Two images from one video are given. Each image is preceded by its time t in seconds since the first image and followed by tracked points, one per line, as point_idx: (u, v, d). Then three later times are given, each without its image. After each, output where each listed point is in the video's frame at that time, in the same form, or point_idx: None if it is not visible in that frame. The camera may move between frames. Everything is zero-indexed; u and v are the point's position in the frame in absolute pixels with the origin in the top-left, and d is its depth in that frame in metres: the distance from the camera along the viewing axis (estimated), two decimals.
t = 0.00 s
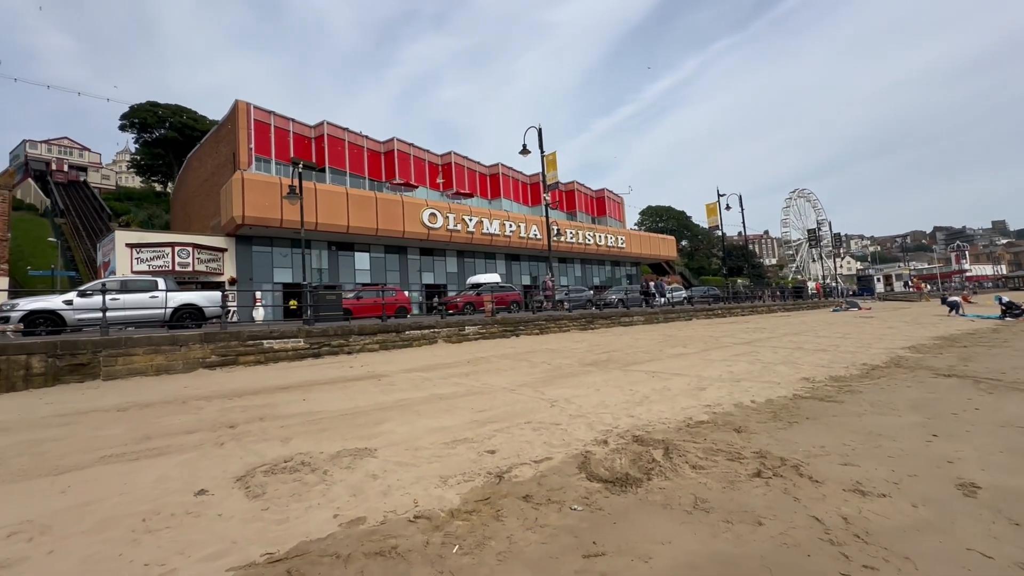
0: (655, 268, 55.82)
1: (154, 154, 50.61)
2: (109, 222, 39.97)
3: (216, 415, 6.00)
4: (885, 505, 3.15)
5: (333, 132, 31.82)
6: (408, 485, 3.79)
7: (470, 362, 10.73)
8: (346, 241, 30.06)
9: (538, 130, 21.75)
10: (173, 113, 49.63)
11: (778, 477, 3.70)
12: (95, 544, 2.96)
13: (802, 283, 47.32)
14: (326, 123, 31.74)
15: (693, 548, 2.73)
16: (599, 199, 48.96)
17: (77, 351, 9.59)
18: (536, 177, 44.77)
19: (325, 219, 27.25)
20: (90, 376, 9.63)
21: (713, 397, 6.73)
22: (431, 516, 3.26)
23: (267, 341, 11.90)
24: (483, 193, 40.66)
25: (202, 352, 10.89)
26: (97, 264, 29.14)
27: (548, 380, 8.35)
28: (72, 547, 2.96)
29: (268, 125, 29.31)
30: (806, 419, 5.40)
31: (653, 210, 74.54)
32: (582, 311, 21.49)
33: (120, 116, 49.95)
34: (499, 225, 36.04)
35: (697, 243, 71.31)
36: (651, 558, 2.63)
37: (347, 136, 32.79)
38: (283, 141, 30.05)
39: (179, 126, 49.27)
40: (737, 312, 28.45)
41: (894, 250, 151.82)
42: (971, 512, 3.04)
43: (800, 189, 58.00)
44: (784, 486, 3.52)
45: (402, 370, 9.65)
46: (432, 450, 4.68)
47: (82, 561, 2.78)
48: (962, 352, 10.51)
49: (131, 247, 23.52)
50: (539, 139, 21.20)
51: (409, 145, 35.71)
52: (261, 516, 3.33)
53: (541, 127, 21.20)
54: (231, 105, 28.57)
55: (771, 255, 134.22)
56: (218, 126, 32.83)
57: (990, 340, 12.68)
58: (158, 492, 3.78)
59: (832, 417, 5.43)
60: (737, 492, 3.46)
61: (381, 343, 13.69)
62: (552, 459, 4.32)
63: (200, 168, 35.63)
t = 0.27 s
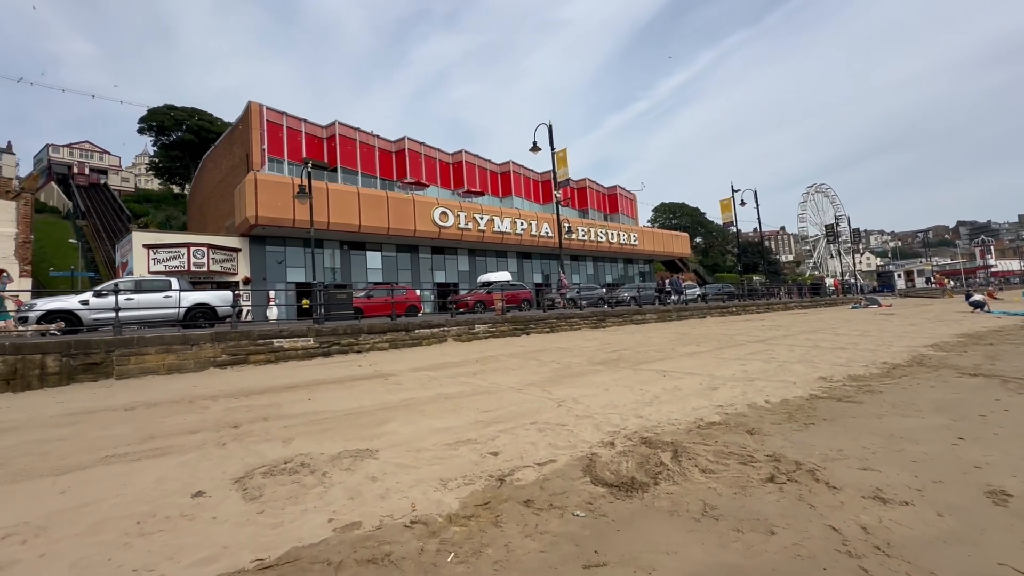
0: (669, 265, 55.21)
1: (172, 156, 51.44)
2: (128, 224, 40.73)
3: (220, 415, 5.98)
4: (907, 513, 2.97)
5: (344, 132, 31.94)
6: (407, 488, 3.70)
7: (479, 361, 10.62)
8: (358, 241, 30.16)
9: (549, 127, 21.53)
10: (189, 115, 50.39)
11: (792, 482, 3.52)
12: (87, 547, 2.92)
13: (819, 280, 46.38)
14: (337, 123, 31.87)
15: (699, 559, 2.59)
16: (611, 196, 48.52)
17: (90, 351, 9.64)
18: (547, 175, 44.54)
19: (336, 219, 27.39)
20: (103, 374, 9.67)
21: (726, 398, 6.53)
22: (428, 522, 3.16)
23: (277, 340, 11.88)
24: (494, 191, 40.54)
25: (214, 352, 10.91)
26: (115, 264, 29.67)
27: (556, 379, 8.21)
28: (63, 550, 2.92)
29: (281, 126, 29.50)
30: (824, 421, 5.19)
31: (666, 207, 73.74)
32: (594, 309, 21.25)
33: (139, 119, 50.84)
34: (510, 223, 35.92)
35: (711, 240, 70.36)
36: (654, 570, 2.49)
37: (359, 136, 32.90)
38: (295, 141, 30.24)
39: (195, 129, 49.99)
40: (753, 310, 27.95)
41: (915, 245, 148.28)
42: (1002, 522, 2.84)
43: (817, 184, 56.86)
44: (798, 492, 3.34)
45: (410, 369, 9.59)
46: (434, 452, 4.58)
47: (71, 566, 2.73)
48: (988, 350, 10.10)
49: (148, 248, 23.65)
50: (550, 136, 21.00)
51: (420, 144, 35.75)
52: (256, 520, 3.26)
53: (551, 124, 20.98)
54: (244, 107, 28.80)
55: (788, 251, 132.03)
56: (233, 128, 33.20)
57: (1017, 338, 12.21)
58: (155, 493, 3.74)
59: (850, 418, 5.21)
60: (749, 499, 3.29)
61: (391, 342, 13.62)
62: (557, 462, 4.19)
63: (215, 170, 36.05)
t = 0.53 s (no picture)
0: (683, 262, 54.49)
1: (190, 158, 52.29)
2: (148, 225, 41.52)
3: (227, 415, 5.98)
4: (934, 526, 2.77)
5: (357, 131, 32.03)
6: (406, 493, 3.60)
7: (488, 360, 10.52)
8: (371, 239, 30.24)
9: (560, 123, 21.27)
10: (206, 118, 51.15)
11: (809, 490, 3.34)
12: (79, 552, 2.88)
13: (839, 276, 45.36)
14: (350, 122, 31.96)
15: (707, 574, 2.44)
16: (624, 192, 47.99)
17: (105, 350, 9.65)
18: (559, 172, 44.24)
19: (349, 218, 27.50)
20: (118, 374, 9.65)
21: (740, 398, 6.32)
22: (425, 529, 3.05)
23: (288, 339, 11.81)
24: (506, 189, 40.41)
25: (226, 351, 10.76)
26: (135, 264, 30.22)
27: (565, 379, 8.07)
28: (57, 555, 2.88)
29: (294, 126, 29.68)
30: (843, 424, 4.96)
31: (681, 203, 72.80)
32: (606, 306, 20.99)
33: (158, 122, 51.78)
34: (523, 221, 35.76)
35: (727, 236, 69.29)
36: None
37: (371, 135, 32.98)
38: (308, 141, 30.40)
39: (212, 131, 50.77)
40: (770, 307, 27.37)
41: (939, 240, 144.27)
42: None
43: (836, 178, 55.60)
44: (816, 502, 3.16)
45: (418, 368, 9.52)
46: (437, 454, 4.48)
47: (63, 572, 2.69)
48: (1018, 349, 9.67)
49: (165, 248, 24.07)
50: (561, 132, 20.78)
51: (431, 142, 35.76)
52: (251, 524, 3.19)
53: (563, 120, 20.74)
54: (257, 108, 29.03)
55: (806, 247, 129.55)
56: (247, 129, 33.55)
57: None
58: (155, 495, 3.71)
59: (871, 421, 4.98)
60: (761, 508, 3.13)
61: (401, 340, 13.51)
62: (561, 467, 4.07)
63: (231, 171, 36.49)
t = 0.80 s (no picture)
0: (699, 259, 53.72)
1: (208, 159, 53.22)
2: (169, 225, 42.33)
3: (235, 413, 5.99)
4: (960, 537, 2.60)
5: (370, 130, 32.15)
6: (407, 495, 3.53)
7: (498, 358, 10.43)
8: (384, 238, 30.33)
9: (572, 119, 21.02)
10: (224, 119, 51.99)
11: (824, 496, 3.18)
12: (77, 552, 2.87)
13: (860, 272, 44.26)
14: (363, 122, 32.09)
15: None
16: (638, 188, 47.44)
17: (122, 348, 9.49)
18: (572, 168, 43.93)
19: (362, 217, 27.60)
20: (135, 372, 9.56)
21: (755, 398, 6.13)
22: (424, 532, 2.98)
23: (301, 337, 11.68)
24: (519, 186, 40.27)
25: (239, 349, 10.61)
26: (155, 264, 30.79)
27: (575, 378, 7.93)
28: (56, 554, 2.87)
29: (308, 127, 29.89)
30: (862, 425, 4.76)
31: (697, 198, 71.78)
32: (620, 304, 20.73)
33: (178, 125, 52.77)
34: (535, 218, 35.56)
35: (744, 232, 68.12)
36: None
37: (384, 134, 33.07)
38: (322, 141, 30.60)
39: (230, 132, 51.60)
40: (788, 304, 26.78)
41: (966, 234, 139.90)
42: None
43: (858, 171, 54.23)
44: (832, 508, 3.01)
45: (427, 367, 9.47)
46: (441, 455, 4.41)
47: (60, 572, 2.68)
48: None
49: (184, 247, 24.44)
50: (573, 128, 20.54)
51: (444, 140, 35.75)
52: (249, 526, 3.16)
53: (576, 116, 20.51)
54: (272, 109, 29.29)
55: (826, 243, 126.81)
56: (263, 130, 33.90)
57: None
58: (157, 494, 3.70)
59: (894, 423, 4.76)
60: (775, 515, 2.98)
61: (413, 339, 13.43)
62: (566, 468, 3.96)
63: (247, 171, 36.96)
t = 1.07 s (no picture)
0: (716, 255, 52.92)
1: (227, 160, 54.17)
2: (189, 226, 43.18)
3: (246, 411, 6.04)
4: (986, 548, 2.46)
5: (384, 130, 32.29)
6: (409, 495, 3.49)
7: (510, 356, 10.36)
8: (398, 236, 30.45)
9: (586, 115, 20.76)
10: (242, 121, 52.86)
11: (840, 501, 3.05)
12: (81, 550, 2.89)
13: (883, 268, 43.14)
14: (377, 121, 32.24)
15: None
16: (654, 185, 46.87)
17: (140, 346, 9.51)
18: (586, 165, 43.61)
19: (376, 215, 27.72)
20: (153, 370, 9.56)
21: (770, 398, 5.96)
22: (424, 535, 2.93)
23: (314, 335, 11.61)
24: (532, 184, 40.11)
25: (254, 347, 10.64)
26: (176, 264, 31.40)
27: (586, 377, 7.83)
28: (61, 552, 2.90)
29: (323, 127, 30.13)
30: (882, 427, 4.57)
31: (713, 194, 70.71)
32: (634, 302, 20.48)
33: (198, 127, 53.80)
34: (549, 216, 35.39)
35: (762, 228, 66.87)
36: None
37: (397, 133, 33.19)
38: (337, 141, 30.82)
39: (247, 134, 52.44)
40: (808, 302, 26.18)
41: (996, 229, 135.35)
42: None
43: (881, 165, 52.81)
44: (848, 515, 2.88)
45: (438, 365, 9.44)
46: (445, 454, 4.37)
47: (64, 570, 2.71)
48: None
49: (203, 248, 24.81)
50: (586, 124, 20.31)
51: (457, 138, 35.73)
52: (250, 525, 3.15)
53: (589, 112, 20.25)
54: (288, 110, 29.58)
55: (848, 239, 123.85)
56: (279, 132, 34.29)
57: None
58: (164, 492, 3.73)
59: (917, 425, 4.57)
60: (787, 520, 2.87)
61: (425, 337, 13.37)
62: (571, 469, 3.88)
63: (264, 172, 37.44)
